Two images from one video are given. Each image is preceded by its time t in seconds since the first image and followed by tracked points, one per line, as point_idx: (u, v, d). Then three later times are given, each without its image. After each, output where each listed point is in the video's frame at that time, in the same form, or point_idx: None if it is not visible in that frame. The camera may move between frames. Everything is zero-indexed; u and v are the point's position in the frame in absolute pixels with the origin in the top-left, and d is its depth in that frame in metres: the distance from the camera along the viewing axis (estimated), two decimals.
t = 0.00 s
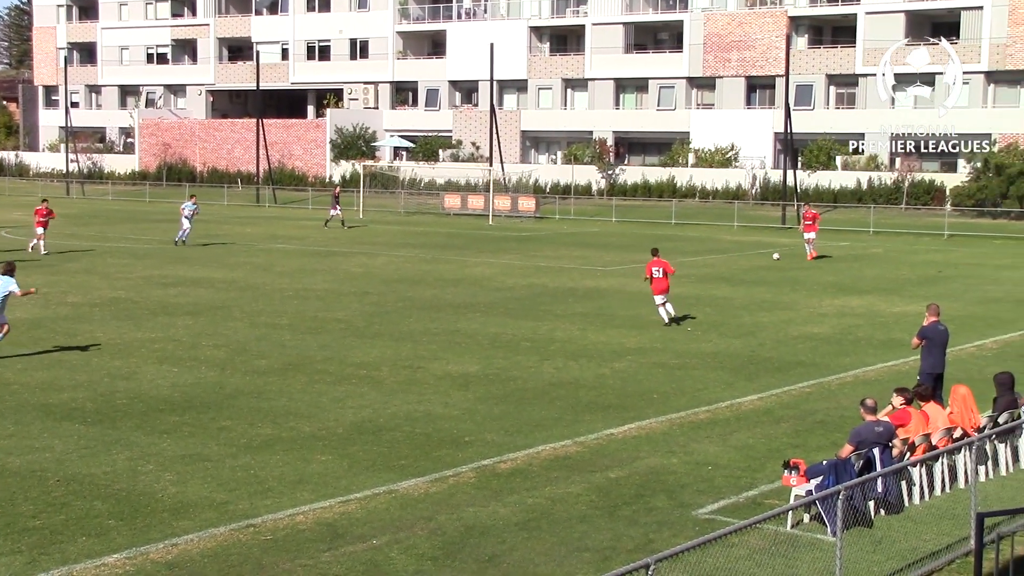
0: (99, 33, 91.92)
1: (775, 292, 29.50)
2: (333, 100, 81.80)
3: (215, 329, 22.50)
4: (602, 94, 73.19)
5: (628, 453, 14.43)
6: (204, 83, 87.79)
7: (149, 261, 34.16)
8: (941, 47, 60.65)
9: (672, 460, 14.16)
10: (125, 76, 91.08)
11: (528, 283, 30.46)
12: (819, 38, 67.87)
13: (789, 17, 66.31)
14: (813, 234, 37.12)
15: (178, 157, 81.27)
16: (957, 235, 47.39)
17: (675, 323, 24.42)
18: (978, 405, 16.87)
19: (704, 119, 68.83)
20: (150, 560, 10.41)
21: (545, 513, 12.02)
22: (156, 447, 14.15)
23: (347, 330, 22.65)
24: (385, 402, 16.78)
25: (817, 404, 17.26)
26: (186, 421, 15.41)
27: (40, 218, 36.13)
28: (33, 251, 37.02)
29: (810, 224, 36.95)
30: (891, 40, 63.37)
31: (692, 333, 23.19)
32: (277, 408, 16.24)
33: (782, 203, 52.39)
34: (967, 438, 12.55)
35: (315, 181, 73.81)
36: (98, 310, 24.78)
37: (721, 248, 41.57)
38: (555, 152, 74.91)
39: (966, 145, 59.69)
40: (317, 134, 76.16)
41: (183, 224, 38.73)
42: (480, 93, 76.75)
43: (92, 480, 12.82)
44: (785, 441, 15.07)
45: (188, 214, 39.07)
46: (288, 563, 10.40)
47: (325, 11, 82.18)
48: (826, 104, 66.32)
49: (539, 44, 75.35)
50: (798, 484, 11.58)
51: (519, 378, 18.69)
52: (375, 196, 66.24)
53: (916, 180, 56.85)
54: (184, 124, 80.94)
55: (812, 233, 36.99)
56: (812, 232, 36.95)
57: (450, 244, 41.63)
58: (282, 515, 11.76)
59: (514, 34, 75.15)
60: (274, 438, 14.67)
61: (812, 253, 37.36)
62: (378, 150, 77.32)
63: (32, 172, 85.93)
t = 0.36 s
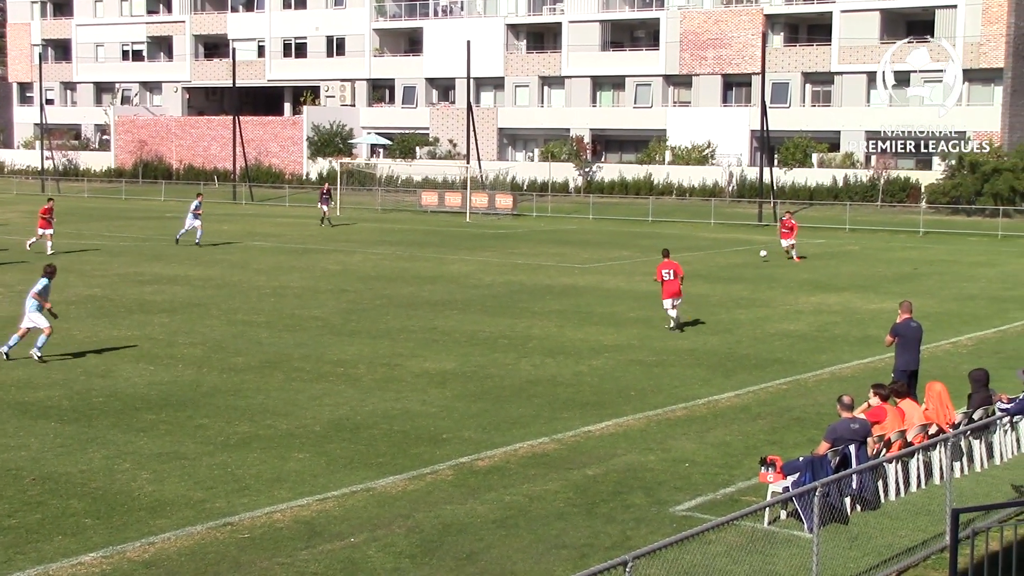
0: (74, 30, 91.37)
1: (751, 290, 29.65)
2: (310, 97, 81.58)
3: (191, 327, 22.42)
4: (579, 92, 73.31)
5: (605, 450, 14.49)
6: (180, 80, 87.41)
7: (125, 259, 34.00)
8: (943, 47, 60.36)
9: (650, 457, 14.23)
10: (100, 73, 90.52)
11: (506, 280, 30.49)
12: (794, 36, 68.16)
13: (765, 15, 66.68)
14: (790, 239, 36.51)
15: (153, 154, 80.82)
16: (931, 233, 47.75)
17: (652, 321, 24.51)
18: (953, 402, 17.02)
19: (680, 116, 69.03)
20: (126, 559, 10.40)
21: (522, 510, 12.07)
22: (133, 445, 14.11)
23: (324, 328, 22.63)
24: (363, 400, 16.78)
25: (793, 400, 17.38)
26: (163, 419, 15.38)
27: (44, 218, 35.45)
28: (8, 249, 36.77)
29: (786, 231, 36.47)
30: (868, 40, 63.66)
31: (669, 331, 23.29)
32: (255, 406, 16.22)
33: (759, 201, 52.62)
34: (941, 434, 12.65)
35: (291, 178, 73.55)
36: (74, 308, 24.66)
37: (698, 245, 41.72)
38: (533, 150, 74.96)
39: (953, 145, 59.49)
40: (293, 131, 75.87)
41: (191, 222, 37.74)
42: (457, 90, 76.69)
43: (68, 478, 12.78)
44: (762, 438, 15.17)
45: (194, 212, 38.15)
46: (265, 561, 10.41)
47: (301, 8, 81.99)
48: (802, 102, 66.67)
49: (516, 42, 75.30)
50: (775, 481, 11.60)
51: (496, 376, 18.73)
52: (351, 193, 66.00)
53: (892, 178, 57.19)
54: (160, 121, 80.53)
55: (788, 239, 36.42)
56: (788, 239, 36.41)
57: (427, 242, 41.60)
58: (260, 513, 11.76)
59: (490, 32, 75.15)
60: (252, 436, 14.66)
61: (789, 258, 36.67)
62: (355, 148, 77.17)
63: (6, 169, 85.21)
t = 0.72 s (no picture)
0: (62, 28, 91.10)
1: (740, 288, 29.72)
2: (299, 95, 81.44)
3: (180, 325, 22.40)
4: (568, 90, 73.35)
5: (595, 448, 14.54)
6: (168, 78, 87.24)
7: (113, 257, 33.92)
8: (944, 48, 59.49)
9: (638, 455, 14.27)
10: (88, 72, 90.27)
11: (495, 278, 30.51)
12: (783, 34, 68.29)
13: (753, 14, 66.75)
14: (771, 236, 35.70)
15: (142, 153, 80.62)
16: (920, 230, 47.89)
17: (641, 319, 24.57)
18: (941, 400, 17.10)
19: (670, 114, 69.11)
20: (115, 558, 10.40)
21: (511, 508, 12.10)
22: (122, 444, 14.10)
23: (313, 326, 22.62)
24: (352, 398, 16.80)
25: (782, 398, 17.44)
26: (152, 418, 15.36)
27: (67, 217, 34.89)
28: None
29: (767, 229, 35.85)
30: (856, 38, 63.69)
31: (658, 329, 23.34)
32: (244, 404, 16.23)
33: (747, 199, 52.72)
34: (930, 431, 12.71)
35: (280, 176, 73.44)
36: (62, 307, 24.58)
37: (686, 243, 41.82)
38: (521, 148, 75.00)
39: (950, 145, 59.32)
40: (282, 129, 75.70)
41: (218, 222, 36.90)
42: (446, 88, 76.61)
43: (56, 477, 12.76)
44: (751, 435, 15.23)
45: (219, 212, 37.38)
46: (254, 560, 10.42)
47: (290, 6, 81.85)
48: (791, 100, 66.77)
49: (505, 40, 75.25)
50: (763, 479, 11.64)
51: (486, 373, 18.76)
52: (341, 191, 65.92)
53: (880, 176, 57.33)
54: (148, 119, 80.32)
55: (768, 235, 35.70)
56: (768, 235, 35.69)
57: (415, 240, 41.57)
58: (249, 511, 11.77)
59: (479, 30, 75.18)
60: (240, 434, 14.66)
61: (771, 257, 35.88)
62: (344, 147, 77.15)
63: None
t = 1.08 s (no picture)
0: (48, 26, 90.73)
1: (728, 286, 29.76)
2: (287, 94, 81.26)
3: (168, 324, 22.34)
4: (556, 89, 73.36)
5: (583, 447, 14.54)
6: (156, 76, 86.99)
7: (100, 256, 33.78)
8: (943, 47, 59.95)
9: (626, 453, 14.29)
10: (75, 70, 89.96)
11: (483, 277, 30.50)
12: (771, 33, 68.46)
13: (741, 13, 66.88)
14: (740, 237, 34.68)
15: (129, 151, 80.38)
16: (906, 229, 48.08)
17: (629, 318, 24.59)
18: (928, 398, 17.16)
19: (658, 113, 69.21)
20: (103, 557, 10.36)
21: (500, 507, 12.09)
22: (109, 443, 14.04)
23: (300, 325, 22.57)
24: (340, 397, 16.78)
25: (770, 396, 17.48)
26: (139, 417, 15.31)
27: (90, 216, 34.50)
28: None
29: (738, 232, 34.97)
30: (843, 38, 63.86)
31: (646, 328, 23.35)
32: (231, 403, 16.18)
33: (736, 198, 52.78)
34: (917, 430, 12.75)
35: (268, 175, 73.25)
36: (49, 306, 24.48)
37: (674, 242, 41.89)
38: (509, 147, 75.02)
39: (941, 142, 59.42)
40: (269, 128, 75.53)
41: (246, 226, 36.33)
42: (434, 87, 76.56)
43: (43, 477, 12.71)
44: (739, 434, 15.26)
45: (244, 217, 36.93)
46: (242, 559, 10.40)
47: (278, 5, 81.66)
48: (778, 100, 66.86)
49: (493, 39, 75.28)
50: (751, 477, 11.66)
51: (474, 372, 18.76)
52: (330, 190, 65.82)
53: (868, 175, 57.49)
54: (136, 117, 80.08)
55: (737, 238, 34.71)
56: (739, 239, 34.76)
57: (403, 239, 41.51)
58: (237, 510, 11.75)
59: (467, 29, 75.17)
60: (228, 434, 14.63)
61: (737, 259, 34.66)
62: (332, 145, 77.02)
63: None
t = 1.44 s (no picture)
0: (48, 24, 90.73)
1: (727, 285, 29.76)
2: (286, 91, 81.18)
3: (167, 323, 22.34)
4: (555, 87, 73.31)
5: (581, 445, 14.55)
6: (155, 75, 86.94)
7: (99, 255, 33.77)
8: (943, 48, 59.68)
9: (625, 452, 14.30)
10: (74, 68, 89.98)
11: (482, 276, 30.50)
12: (770, 32, 68.44)
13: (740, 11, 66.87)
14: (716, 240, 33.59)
15: (128, 150, 80.38)
16: (906, 228, 48.10)
17: (629, 316, 24.60)
18: (926, 397, 17.18)
19: (656, 112, 69.17)
20: (101, 556, 10.36)
21: (499, 505, 12.10)
22: (108, 442, 14.04)
23: (300, 324, 22.56)
24: (339, 395, 16.79)
25: (769, 395, 17.49)
26: (138, 416, 15.30)
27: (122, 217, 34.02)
28: None
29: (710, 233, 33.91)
30: (842, 36, 63.88)
31: (645, 327, 23.36)
32: (230, 402, 16.19)
33: (734, 197, 52.81)
34: (916, 428, 12.75)
35: (267, 173, 73.22)
36: (48, 304, 24.48)
37: (673, 241, 41.90)
38: (508, 145, 75.01)
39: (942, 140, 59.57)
40: (269, 127, 75.56)
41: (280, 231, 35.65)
42: (433, 86, 76.56)
43: (42, 475, 12.71)
44: (738, 433, 15.26)
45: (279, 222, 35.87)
46: (240, 557, 10.40)
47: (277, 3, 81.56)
48: (777, 99, 66.80)
49: (491, 37, 75.33)
50: (750, 476, 11.65)
51: (473, 371, 18.77)
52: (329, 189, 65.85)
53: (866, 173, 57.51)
54: (134, 115, 80.07)
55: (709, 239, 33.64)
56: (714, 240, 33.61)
57: (402, 238, 41.53)
58: (235, 508, 11.75)
59: (466, 27, 75.19)
60: (227, 432, 14.63)
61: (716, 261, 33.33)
62: (331, 144, 76.96)
63: None
